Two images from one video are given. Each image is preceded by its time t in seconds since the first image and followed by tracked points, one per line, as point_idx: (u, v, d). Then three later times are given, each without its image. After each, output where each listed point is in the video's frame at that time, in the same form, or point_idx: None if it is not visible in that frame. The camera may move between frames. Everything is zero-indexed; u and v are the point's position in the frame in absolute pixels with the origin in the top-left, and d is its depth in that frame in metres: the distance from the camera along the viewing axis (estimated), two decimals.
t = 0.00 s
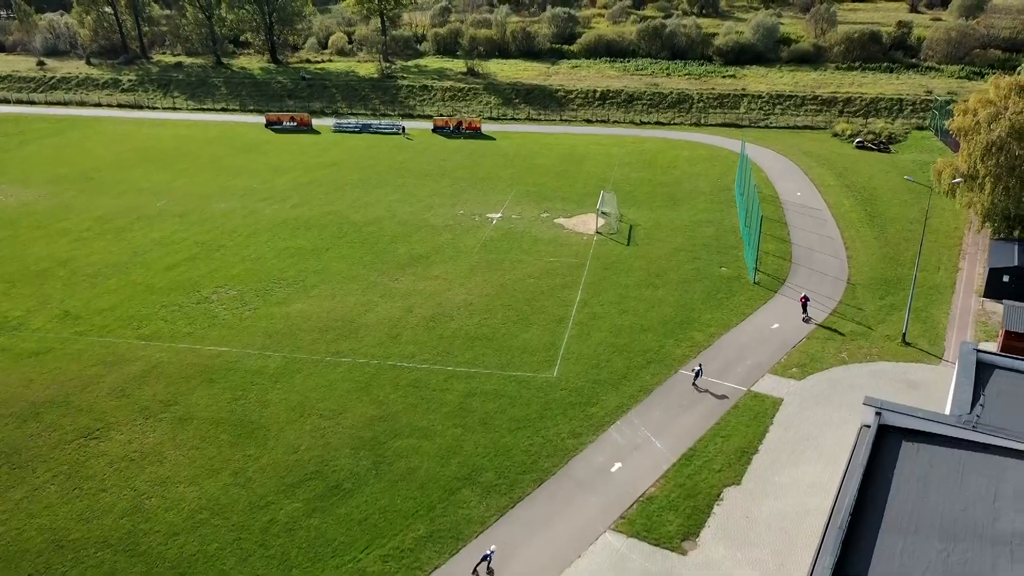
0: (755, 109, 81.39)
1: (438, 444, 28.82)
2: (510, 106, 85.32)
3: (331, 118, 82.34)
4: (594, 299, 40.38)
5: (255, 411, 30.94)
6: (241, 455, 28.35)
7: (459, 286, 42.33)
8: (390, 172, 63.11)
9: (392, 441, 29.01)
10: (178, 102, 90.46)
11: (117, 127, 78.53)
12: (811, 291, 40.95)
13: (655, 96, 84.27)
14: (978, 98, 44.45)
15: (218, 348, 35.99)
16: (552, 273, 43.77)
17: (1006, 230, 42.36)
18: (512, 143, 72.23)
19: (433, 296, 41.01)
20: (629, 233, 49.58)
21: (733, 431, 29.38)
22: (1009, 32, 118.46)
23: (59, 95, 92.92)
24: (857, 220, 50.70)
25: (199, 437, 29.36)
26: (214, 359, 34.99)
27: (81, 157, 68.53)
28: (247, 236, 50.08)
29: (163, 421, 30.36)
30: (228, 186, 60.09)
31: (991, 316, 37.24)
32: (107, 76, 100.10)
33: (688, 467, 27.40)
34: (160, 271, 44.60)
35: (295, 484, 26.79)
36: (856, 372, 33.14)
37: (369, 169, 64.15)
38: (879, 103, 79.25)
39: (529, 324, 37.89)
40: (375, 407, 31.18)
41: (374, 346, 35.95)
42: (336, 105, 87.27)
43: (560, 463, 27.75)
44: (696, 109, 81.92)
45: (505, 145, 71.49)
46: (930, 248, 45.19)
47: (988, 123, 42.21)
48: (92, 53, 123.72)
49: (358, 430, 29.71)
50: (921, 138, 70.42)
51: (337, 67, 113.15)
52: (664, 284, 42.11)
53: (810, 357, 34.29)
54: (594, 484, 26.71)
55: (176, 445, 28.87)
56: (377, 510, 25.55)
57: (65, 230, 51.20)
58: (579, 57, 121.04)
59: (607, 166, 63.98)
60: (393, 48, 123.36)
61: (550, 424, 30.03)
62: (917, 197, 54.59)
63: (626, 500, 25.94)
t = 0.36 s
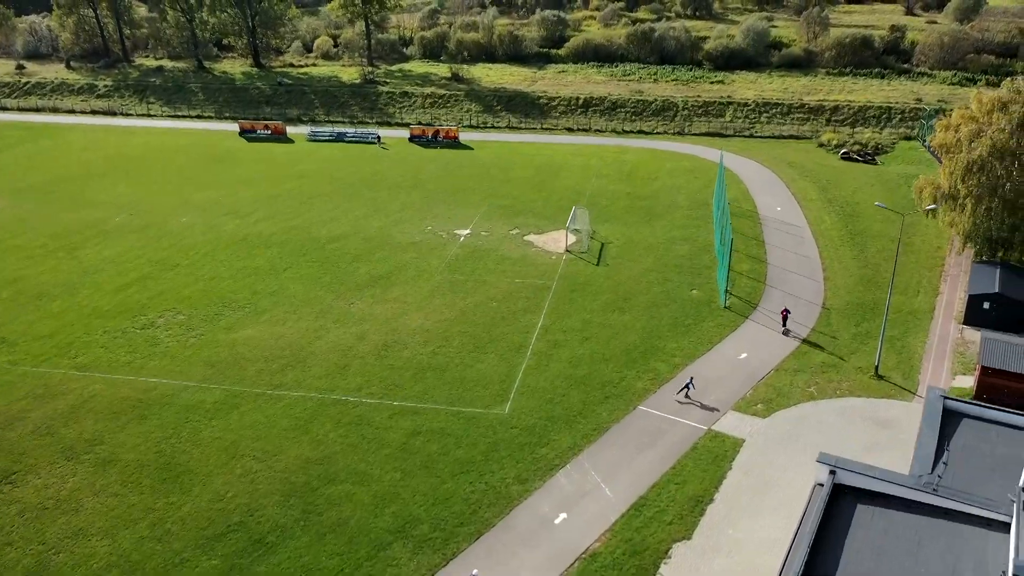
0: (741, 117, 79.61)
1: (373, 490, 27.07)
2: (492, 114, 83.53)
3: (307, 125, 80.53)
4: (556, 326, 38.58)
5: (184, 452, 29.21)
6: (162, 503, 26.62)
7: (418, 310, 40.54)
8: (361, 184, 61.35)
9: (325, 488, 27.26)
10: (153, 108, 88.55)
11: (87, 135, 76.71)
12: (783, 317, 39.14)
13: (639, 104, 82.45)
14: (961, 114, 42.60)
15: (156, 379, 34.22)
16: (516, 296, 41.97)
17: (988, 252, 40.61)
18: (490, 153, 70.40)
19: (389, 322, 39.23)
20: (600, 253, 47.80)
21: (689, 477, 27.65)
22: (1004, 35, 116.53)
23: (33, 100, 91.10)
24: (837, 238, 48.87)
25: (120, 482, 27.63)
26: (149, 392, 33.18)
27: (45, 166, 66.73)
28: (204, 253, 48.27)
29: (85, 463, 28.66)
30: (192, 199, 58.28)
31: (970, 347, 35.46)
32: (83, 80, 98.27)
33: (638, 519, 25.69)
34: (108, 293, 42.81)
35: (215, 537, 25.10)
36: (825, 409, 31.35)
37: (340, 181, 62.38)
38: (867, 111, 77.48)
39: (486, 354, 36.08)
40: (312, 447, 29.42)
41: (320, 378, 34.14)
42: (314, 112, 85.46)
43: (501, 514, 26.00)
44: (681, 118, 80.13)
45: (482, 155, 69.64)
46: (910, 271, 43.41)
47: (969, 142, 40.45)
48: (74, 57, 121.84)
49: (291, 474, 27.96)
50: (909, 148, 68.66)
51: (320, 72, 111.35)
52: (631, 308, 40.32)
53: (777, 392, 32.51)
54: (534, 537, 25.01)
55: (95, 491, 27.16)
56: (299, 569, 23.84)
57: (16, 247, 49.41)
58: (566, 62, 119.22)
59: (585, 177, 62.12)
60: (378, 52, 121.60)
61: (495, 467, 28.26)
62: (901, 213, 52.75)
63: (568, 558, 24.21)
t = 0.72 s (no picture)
0: (727, 125, 78.01)
1: (306, 539, 25.57)
2: (473, 121, 81.97)
3: (284, 133, 78.92)
4: (519, 353, 36.96)
5: (112, 494, 27.67)
6: (82, 555, 25.11)
7: (376, 335, 38.95)
8: (332, 196, 59.80)
9: (256, 537, 25.71)
10: (130, 115, 86.90)
11: (58, 143, 75.10)
12: (755, 342, 37.57)
13: (623, 111, 80.87)
14: (943, 130, 40.83)
15: (93, 412, 32.62)
16: (480, 320, 40.37)
17: (969, 275, 39.27)
18: (468, 163, 68.84)
19: (345, 348, 37.65)
20: (571, 272, 46.21)
21: (642, 525, 26.17)
22: (999, 39, 114.85)
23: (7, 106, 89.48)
24: (817, 256, 47.32)
25: (41, 530, 26.12)
26: (84, 426, 31.63)
27: (11, 176, 65.16)
28: (162, 272, 46.73)
29: (7, 507, 27.17)
30: (157, 211, 56.73)
31: (948, 378, 33.90)
32: (61, 85, 96.63)
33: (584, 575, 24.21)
34: (56, 315, 41.24)
35: None
36: (792, 447, 29.79)
37: (311, 192, 60.80)
38: (856, 120, 75.90)
39: (443, 383, 34.49)
40: (247, 488, 27.88)
41: (266, 410, 32.55)
42: (292, 119, 83.88)
43: (440, 569, 24.48)
44: (666, 126, 78.56)
45: (460, 165, 68.06)
46: (890, 293, 41.89)
47: (949, 161, 38.84)
48: (57, 59, 120.14)
49: (222, 521, 26.41)
50: (896, 159, 67.11)
51: (304, 76, 109.71)
52: (598, 332, 38.76)
53: (743, 428, 30.97)
54: None
55: (12, 542, 25.64)
56: None
57: None
58: (555, 66, 117.62)
59: (562, 188, 60.57)
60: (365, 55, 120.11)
61: (439, 513, 26.74)
62: (884, 229, 51.20)
63: None
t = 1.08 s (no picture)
0: (715, 132, 76.54)
1: None
2: (457, 128, 80.49)
3: (262, 141, 77.38)
4: (483, 380, 35.46)
5: (40, 542, 26.17)
6: None
7: (336, 360, 37.46)
8: (305, 208, 58.27)
9: None
10: (108, 121, 85.39)
11: (31, 151, 73.57)
12: (729, 369, 36.02)
13: (609, 118, 79.32)
14: (927, 146, 39.13)
15: (30, 448, 31.09)
16: (446, 343, 38.91)
17: (953, 297, 37.91)
18: (448, 172, 67.28)
19: (303, 375, 36.14)
20: (545, 291, 44.70)
21: None
22: (995, 42, 113.26)
23: None
24: (799, 273, 45.79)
25: None
26: (20, 463, 30.11)
27: None
28: (122, 290, 45.26)
29: None
30: (124, 225, 55.20)
31: (929, 410, 32.41)
32: (40, 90, 95.12)
33: None
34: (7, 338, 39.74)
35: None
36: (762, 487, 28.27)
37: (285, 204, 59.29)
38: (846, 127, 74.47)
39: (401, 414, 33.01)
40: (184, 534, 26.38)
41: (213, 445, 31.02)
42: (273, 126, 82.38)
43: None
44: (653, 133, 77.09)
45: (440, 174, 66.49)
46: (872, 315, 40.35)
47: (932, 180, 37.37)
48: (41, 63, 118.66)
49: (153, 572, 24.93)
50: (886, 169, 65.64)
51: (289, 80, 108.13)
52: (567, 358, 37.22)
53: (711, 466, 29.45)
54: None
55: None
56: None
57: None
58: (544, 70, 116.06)
59: (542, 200, 59.01)
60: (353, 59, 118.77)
61: (385, 563, 25.26)
62: (870, 246, 49.66)
63: None
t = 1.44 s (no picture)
0: (705, 139, 74.99)
1: None
2: (442, 134, 78.99)
3: (243, 148, 75.80)
4: (450, 409, 33.96)
5: None
6: None
7: (299, 387, 35.95)
8: (281, 220, 56.74)
9: None
10: (87, 126, 83.85)
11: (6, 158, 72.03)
12: (707, 397, 34.54)
13: (597, 124, 77.77)
14: (915, 162, 37.31)
15: None
16: (415, 368, 37.40)
17: (941, 321, 36.46)
18: (430, 181, 65.71)
19: (263, 403, 34.64)
20: (521, 309, 43.14)
21: None
22: (993, 44, 111.56)
23: None
24: (785, 292, 44.30)
25: None
26: None
27: None
28: (84, 308, 43.74)
29: None
30: (93, 237, 53.68)
31: (914, 444, 30.94)
32: (20, 94, 93.55)
33: None
34: None
35: None
36: (735, 530, 26.80)
37: (260, 215, 57.76)
38: (838, 134, 72.89)
39: (362, 447, 31.54)
40: None
41: (162, 482, 29.55)
42: (255, 132, 80.85)
43: None
44: (641, 140, 75.57)
45: (422, 183, 64.94)
46: (858, 338, 38.88)
47: (920, 200, 35.82)
48: (26, 64, 117.18)
49: None
50: (878, 178, 64.09)
51: (275, 83, 106.47)
52: (539, 384, 35.72)
53: (683, 506, 27.99)
54: None
55: None
56: None
57: None
58: (535, 73, 114.42)
59: (525, 211, 57.53)
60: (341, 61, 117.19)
61: None
62: (859, 261, 48.15)
63: None
